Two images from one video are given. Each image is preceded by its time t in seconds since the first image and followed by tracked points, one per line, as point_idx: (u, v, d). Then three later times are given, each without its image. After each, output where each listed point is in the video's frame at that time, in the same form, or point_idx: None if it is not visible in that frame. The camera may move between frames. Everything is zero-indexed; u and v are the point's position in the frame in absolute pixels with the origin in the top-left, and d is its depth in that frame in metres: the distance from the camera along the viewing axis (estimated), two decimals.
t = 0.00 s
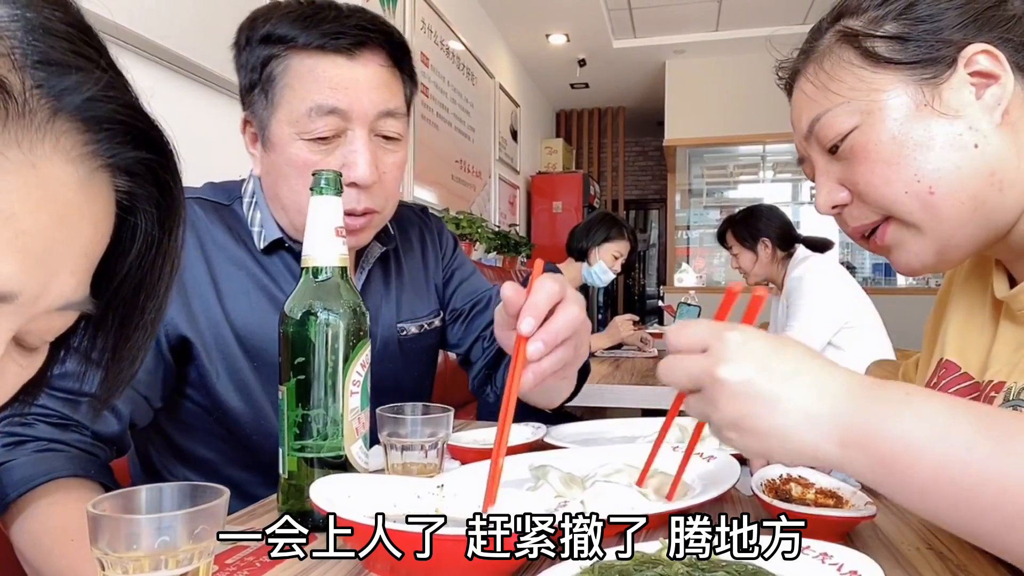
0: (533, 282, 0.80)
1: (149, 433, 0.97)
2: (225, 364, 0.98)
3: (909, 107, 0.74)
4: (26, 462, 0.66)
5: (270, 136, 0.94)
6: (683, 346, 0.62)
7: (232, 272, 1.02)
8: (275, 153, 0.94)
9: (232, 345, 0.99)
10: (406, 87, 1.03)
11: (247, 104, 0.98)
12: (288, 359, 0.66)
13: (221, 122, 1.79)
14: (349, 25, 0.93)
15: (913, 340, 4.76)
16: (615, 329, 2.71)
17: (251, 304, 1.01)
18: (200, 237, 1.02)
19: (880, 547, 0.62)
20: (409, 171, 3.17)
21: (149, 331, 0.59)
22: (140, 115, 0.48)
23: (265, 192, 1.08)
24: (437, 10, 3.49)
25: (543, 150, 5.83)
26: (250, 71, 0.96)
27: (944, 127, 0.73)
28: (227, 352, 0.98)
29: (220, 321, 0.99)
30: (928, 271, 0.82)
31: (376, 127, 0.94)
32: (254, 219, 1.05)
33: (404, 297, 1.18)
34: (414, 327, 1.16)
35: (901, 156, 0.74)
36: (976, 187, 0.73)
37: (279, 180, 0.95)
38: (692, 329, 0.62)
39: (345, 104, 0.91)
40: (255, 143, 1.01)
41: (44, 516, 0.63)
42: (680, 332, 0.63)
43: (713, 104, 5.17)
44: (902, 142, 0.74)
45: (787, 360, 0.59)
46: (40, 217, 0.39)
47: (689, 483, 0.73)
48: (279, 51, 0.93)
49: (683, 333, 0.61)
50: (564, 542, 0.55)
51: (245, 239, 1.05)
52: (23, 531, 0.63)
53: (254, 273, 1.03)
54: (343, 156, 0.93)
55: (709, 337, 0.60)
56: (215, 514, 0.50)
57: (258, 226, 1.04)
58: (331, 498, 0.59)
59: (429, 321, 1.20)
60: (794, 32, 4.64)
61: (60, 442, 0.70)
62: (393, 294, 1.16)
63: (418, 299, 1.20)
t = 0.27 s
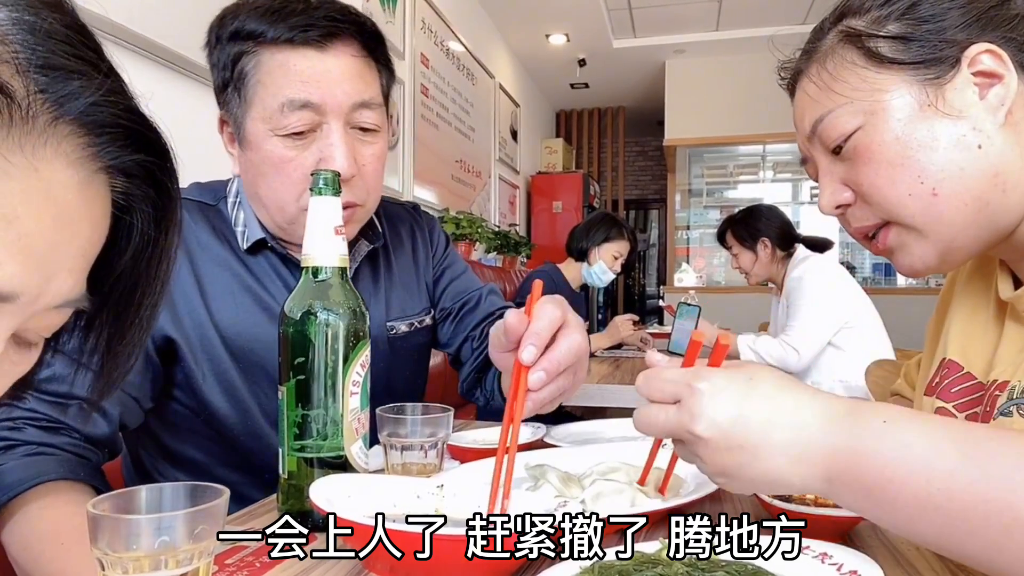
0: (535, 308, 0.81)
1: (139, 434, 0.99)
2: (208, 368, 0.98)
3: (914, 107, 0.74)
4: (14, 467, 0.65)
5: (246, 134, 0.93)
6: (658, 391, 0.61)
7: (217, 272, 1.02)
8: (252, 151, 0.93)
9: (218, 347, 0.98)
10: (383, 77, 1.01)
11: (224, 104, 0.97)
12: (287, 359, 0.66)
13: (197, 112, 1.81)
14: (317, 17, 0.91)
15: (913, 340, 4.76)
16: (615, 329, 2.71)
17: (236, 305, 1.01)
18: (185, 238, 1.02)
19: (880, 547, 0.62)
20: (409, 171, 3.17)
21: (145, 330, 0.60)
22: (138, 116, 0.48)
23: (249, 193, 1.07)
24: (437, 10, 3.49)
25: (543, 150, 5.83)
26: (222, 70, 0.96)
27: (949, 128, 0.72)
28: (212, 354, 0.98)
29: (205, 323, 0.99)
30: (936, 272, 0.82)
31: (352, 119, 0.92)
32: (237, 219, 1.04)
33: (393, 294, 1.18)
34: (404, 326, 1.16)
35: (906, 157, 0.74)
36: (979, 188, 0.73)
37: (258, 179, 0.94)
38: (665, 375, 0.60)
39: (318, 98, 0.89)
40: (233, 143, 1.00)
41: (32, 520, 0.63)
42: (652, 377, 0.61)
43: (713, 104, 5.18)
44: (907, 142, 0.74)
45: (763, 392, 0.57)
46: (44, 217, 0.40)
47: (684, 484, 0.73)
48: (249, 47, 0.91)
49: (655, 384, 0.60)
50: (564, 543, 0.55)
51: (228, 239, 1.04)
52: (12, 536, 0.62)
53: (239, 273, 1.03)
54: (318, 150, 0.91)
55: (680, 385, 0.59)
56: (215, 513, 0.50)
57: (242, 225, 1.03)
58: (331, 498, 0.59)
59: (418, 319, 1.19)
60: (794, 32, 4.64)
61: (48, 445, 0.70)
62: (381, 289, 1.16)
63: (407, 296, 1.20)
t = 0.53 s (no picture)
0: (540, 307, 0.81)
1: (138, 435, 0.99)
2: (208, 369, 0.98)
3: (912, 108, 0.74)
4: (13, 469, 0.66)
5: (244, 136, 0.93)
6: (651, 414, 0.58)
7: (215, 272, 1.02)
8: (250, 152, 0.93)
9: (218, 348, 0.98)
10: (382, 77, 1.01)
11: (221, 106, 0.97)
12: (288, 358, 0.66)
13: (196, 111, 1.81)
14: (313, 17, 0.91)
15: (913, 340, 4.76)
16: (615, 328, 2.71)
17: (234, 305, 1.01)
18: (184, 238, 1.01)
19: (880, 547, 0.62)
20: (409, 170, 3.17)
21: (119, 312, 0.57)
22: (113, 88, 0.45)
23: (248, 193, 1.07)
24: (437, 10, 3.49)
25: (543, 149, 5.83)
26: (219, 71, 0.96)
27: (947, 129, 0.73)
28: (213, 356, 0.98)
29: (203, 323, 0.98)
30: (934, 273, 0.82)
31: (351, 119, 0.92)
32: (236, 220, 1.04)
33: (393, 295, 1.17)
34: (404, 326, 1.16)
35: (905, 158, 0.74)
36: (977, 190, 0.73)
37: (257, 180, 0.94)
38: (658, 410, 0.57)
39: (316, 99, 0.89)
40: (231, 145, 1.00)
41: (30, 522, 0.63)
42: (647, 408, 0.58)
43: (713, 104, 5.17)
44: (906, 143, 0.74)
45: (761, 403, 0.55)
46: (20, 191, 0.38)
47: (683, 485, 0.73)
48: (246, 48, 0.91)
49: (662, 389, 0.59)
50: (564, 542, 0.55)
51: (227, 240, 1.04)
52: (11, 538, 0.62)
53: (239, 274, 1.02)
54: (318, 151, 0.91)
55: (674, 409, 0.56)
56: (215, 513, 0.50)
57: (241, 226, 1.03)
58: (331, 497, 0.59)
59: (419, 319, 1.19)
60: (794, 32, 4.64)
61: (47, 448, 0.70)
62: (382, 290, 1.16)
63: (408, 297, 1.20)
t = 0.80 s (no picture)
0: (529, 299, 0.80)
1: (139, 435, 0.99)
2: (208, 371, 0.98)
3: (910, 110, 0.74)
4: (15, 469, 0.66)
5: (245, 136, 0.93)
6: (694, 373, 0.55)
7: (215, 272, 1.02)
8: (251, 153, 0.93)
9: (219, 348, 0.98)
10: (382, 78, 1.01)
11: (223, 108, 0.97)
12: (287, 359, 0.66)
13: (197, 112, 1.81)
14: (314, 18, 0.91)
15: (913, 340, 4.76)
16: (615, 328, 2.72)
17: (233, 305, 1.01)
18: (185, 238, 1.01)
19: (880, 547, 0.62)
20: (409, 170, 3.17)
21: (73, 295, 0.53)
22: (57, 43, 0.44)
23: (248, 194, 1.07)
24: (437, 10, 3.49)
25: (543, 150, 5.83)
26: (219, 70, 0.96)
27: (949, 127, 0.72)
28: (214, 356, 0.98)
29: (201, 322, 0.98)
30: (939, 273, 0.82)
31: (352, 119, 0.92)
32: (236, 221, 1.04)
33: (394, 296, 1.18)
34: (406, 327, 1.16)
35: (908, 159, 0.74)
36: (974, 189, 0.73)
37: (259, 179, 0.94)
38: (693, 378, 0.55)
39: (316, 99, 0.89)
40: (232, 146, 1.00)
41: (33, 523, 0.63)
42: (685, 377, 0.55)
43: (713, 104, 5.18)
44: (906, 146, 0.74)
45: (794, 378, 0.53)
46: None
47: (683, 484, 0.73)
48: (246, 49, 0.91)
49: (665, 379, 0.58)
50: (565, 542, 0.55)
51: (226, 241, 1.03)
52: (11, 539, 0.62)
53: (240, 275, 1.02)
54: (319, 150, 0.91)
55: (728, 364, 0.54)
56: (215, 513, 0.50)
57: (241, 227, 1.03)
58: (331, 498, 0.59)
59: (421, 320, 1.19)
60: (794, 32, 4.64)
61: (49, 449, 0.70)
62: (383, 292, 1.16)
63: (409, 297, 1.20)
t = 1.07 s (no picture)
0: (529, 289, 0.81)
1: (138, 435, 0.99)
2: (207, 371, 0.98)
3: (917, 124, 0.73)
4: (15, 468, 0.66)
5: (243, 135, 0.93)
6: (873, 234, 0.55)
7: (214, 273, 1.02)
8: (249, 152, 0.93)
9: (218, 348, 0.98)
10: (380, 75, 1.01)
11: (220, 107, 0.97)
12: (288, 359, 0.65)
13: (197, 112, 1.81)
14: (310, 15, 0.91)
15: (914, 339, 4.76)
16: (615, 328, 2.72)
17: (232, 305, 1.01)
18: (184, 238, 1.01)
19: (881, 548, 0.62)
20: (409, 170, 3.17)
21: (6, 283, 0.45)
22: None
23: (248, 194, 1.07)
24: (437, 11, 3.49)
25: (543, 150, 5.83)
26: (217, 71, 0.96)
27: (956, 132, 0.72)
28: (214, 356, 0.98)
29: (200, 323, 0.98)
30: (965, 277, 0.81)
31: (349, 117, 0.92)
32: (236, 221, 1.04)
33: (393, 296, 1.18)
34: (405, 327, 1.16)
35: (919, 167, 0.73)
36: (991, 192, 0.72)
37: (256, 177, 0.94)
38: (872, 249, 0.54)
39: (312, 96, 0.89)
40: (230, 145, 1.00)
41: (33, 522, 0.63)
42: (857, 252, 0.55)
43: (713, 104, 5.17)
44: (921, 162, 0.73)
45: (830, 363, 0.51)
46: None
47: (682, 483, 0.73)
48: (244, 47, 0.91)
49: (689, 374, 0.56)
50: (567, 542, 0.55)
51: (226, 242, 1.03)
52: (12, 539, 0.62)
53: (239, 274, 1.02)
54: (316, 148, 0.91)
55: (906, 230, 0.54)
56: (215, 513, 0.50)
57: (241, 227, 1.03)
58: (332, 499, 0.59)
59: (420, 319, 1.19)
60: (794, 32, 4.64)
61: (47, 450, 0.70)
62: (383, 292, 1.16)
63: (409, 297, 1.20)
